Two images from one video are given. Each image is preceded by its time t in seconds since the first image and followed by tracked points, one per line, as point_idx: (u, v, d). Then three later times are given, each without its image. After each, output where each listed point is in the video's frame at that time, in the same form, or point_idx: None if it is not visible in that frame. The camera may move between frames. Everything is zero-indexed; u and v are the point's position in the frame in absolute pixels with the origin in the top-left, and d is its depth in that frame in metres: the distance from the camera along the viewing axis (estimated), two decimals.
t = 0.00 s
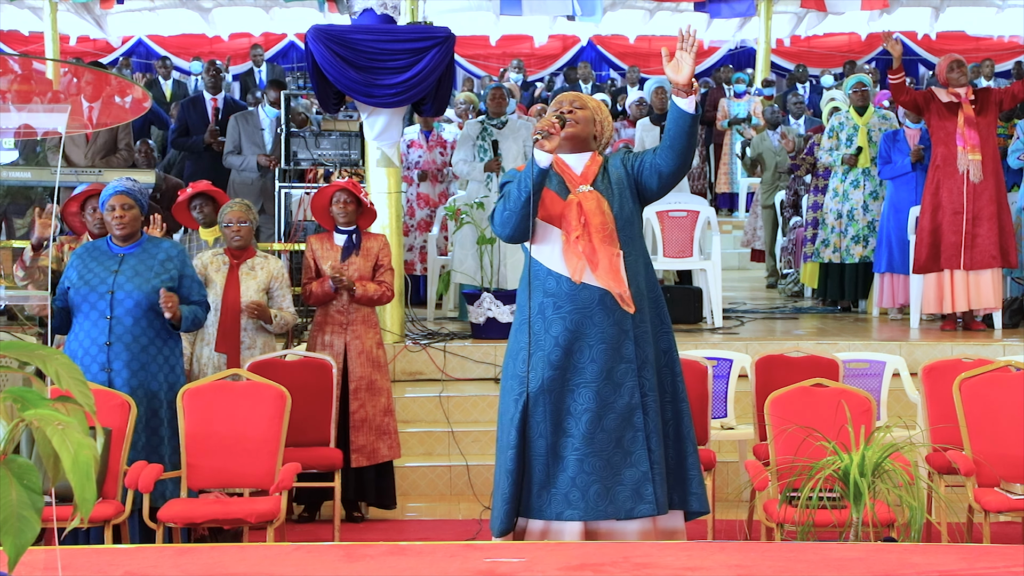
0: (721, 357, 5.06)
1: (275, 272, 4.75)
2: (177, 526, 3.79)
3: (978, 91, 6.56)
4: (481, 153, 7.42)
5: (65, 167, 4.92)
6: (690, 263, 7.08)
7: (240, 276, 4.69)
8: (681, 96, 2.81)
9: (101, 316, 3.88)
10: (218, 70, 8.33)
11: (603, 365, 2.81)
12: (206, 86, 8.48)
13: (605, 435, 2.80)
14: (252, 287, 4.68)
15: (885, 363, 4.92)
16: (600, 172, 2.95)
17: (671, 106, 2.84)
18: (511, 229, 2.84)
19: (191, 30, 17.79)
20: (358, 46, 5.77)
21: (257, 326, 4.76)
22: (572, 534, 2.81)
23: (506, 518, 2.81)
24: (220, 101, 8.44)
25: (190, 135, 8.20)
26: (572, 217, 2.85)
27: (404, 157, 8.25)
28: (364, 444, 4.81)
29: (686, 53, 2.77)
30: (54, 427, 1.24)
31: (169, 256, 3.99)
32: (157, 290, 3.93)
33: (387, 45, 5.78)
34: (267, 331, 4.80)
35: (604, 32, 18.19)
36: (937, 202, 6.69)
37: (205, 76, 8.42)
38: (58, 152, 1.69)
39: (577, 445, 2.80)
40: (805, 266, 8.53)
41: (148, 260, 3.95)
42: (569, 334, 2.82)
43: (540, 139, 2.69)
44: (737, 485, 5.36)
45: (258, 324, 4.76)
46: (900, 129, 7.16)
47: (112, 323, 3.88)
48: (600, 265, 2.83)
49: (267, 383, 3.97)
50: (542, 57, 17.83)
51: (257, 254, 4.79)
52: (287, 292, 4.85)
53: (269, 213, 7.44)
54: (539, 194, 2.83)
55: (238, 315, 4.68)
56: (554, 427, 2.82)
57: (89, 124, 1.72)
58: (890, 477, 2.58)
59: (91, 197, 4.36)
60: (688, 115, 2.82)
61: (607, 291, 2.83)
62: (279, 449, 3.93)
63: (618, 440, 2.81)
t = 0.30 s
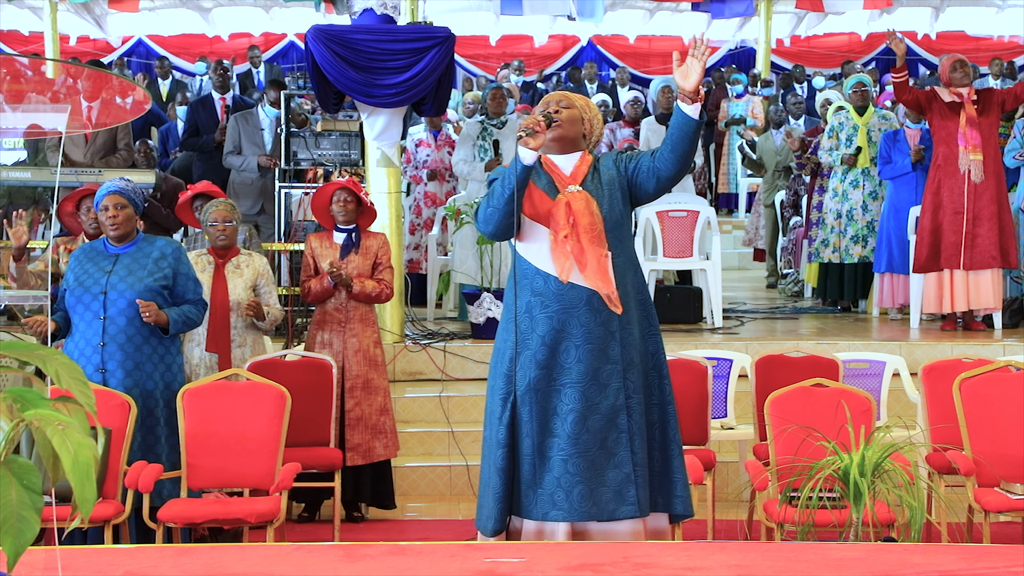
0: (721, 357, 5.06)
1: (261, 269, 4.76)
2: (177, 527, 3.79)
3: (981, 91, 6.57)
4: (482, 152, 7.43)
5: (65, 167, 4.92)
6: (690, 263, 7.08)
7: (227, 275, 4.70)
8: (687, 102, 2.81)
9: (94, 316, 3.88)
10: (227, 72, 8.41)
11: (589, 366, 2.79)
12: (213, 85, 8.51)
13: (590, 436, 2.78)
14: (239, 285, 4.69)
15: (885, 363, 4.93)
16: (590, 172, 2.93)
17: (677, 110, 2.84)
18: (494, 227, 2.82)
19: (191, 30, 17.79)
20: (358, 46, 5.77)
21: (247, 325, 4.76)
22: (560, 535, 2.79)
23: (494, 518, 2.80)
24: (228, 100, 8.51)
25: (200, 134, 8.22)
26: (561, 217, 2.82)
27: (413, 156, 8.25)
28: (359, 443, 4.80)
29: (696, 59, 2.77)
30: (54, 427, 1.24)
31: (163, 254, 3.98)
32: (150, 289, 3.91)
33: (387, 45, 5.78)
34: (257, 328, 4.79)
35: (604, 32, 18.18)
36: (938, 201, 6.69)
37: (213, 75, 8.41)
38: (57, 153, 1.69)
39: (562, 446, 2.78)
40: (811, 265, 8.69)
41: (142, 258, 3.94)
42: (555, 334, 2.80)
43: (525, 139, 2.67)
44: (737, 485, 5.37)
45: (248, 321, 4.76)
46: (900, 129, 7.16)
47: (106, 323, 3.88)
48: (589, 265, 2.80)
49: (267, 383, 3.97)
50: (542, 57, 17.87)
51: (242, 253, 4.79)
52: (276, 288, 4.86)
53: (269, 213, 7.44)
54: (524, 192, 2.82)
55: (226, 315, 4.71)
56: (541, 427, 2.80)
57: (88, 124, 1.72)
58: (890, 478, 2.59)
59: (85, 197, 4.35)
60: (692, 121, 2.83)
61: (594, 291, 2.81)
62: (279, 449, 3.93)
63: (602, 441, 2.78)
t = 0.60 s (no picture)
0: (721, 357, 5.06)
1: (246, 267, 4.79)
2: (178, 527, 3.79)
3: (981, 91, 6.57)
4: (480, 152, 7.45)
5: (66, 167, 4.92)
6: (690, 263, 7.07)
7: (213, 273, 4.71)
8: (699, 108, 2.78)
9: (93, 317, 3.88)
10: (236, 73, 8.44)
11: (574, 362, 2.74)
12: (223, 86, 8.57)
13: (574, 433, 2.72)
14: (227, 283, 4.71)
15: (885, 363, 4.93)
16: (577, 168, 2.88)
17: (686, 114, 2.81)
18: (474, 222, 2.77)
19: (191, 30, 17.78)
20: (358, 46, 5.77)
21: (238, 323, 4.77)
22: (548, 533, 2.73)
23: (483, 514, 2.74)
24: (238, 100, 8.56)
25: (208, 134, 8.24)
26: (547, 212, 2.75)
27: (419, 157, 8.06)
28: (357, 443, 4.80)
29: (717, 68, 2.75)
30: (54, 427, 1.24)
31: (162, 254, 3.98)
32: (149, 289, 3.91)
33: (387, 45, 5.78)
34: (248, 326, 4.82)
35: (604, 32, 18.18)
36: (938, 201, 6.68)
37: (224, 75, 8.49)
38: (57, 152, 1.68)
39: (547, 442, 2.73)
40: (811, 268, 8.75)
41: (141, 258, 3.93)
42: (541, 329, 2.75)
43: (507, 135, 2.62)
44: (737, 485, 5.37)
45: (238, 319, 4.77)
46: (899, 130, 7.17)
47: (105, 324, 3.88)
48: (575, 261, 2.74)
49: (267, 383, 3.97)
50: (542, 57, 17.65)
51: (226, 251, 4.80)
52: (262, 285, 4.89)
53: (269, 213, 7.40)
54: (505, 185, 2.76)
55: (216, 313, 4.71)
56: (527, 423, 2.74)
57: (88, 124, 1.72)
58: (890, 477, 2.59)
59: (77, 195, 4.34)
60: (701, 127, 2.79)
61: (580, 287, 2.75)
62: (279, 449, 3.93)
63: (586, 438, 2.73)
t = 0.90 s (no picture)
0: (721, 357, 5.05)
1: (242, 267, 4.79)
2: (178, 527, 3.78)
3: (981, 92, 6.57)
4: (476, 151, 7.47)
5: (65, 167, 4.93)
6: (690, 263, 7.07)
7: (209, 275, 4.71)
8: (700, 119, 2.78)
9: (97, 317, 3.87)
10: (241, 74, 8.41)
11: (561, 364, 2.71)
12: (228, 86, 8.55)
13: (560, 435, 2.70)
14: (223, 284, 4.72)
15: (885, 363, 4.92)
16: (565, 171, 2.86)
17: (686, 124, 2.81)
18: (463, 222, 2.77)
19: (191, 30, 17.80)
20: (358, 46, 5.77)
21: (234, 322, 4.79)
22: (536, 534, 2.71)
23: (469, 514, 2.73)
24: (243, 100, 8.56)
25: (216, 135, 8.26)
26: (538, 214, 2.74)
27: (423, 157, 7.99)
28: (359, 445, 4.80)
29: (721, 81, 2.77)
30: (54, 427, 1.24)
31: (165, 256, 3.99)
32: (153, 290, 3.92)
33: (387, 45, 5.78)
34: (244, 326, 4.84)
35: (604, 32, 18.17)
36: (937, 201, 6.68)
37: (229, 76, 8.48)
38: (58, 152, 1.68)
39: (533, 443, 2.71)
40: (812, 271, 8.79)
41: (145, 259, 3.95)
42: (528, 332, 2.73)
43: (498, 133, 2.59)
44: (737, 485, 5.37)
45: (235, 319, 4.79)
46: (899, 129, 7.16)
47: (109, 324, 3.87)
48: (565, 264, 2.73)
49: (267, 383, 3.97)
50: (542, 57, 17.67)
51: (220, 252, 4.79)
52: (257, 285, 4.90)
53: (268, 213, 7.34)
54: (492, 184, 2.75)
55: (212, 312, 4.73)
56: (514, 425, 2.72)
57: (88, 124, 1.71)
58: (890, 477, 2.59)
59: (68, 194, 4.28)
60: (700, 137, 2.79)
61: (569, 289, 2.73)
62: (279, 449, 3.93)
63: (571, 441, 2.71)
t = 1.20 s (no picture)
0: (721, 357, 5.05)
1: (245, 268, 4.80)
2: (177, 527, 3.78)
3: (980, 92, 6.56)
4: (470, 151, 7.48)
5: (65, 167, 4.93)
6: (690, 263, 7.07)
7: (211, 275, 4.71)
8: (700, 130, 2.77)
9: (103, 316, 3.88)
10: (243, 75, 8.42)
11: (552, 366, 2.71)
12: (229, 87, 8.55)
13: (551, 437, 2.70)
14: (224, 284, 4.72)
15: (885, 363, 4.92)
16: (557, 172, 2.86)
17: (684, 133, 2.80)
18: (456, 224, 2.75)
19: (191, 29, 17.82)
20: (358, 46, 5.77)
21: (234, 323, 4.79)
22: (527, 535, 2.71)
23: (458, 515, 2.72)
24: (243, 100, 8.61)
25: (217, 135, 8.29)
26: (532, 216, 2.73)
27: (422, 157, 7.99)
28: (357, 446, 4.81)
29: (722, 93, 2.75)
30: (54, 427, 1.24)
31: (170, 257, 4.01)
32: (159, 292, 3.94)
33: (387, 45, 5.78)
34: (244, 327, 4.85)
35: (604, 32, 18.17)
36: (937, 201, 6.68)
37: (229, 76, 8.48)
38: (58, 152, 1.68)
39: (524, 445, 2.71)
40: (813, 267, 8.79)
41: (150, 260, 3.96)
42: (520, 333, 2.73)
43: (490, 133, 2.63)
44: (737, 485, 5.36)
45: (235, 320, 4.79)
46: (899, 129, 7.16)
47: (115, 323, 3.88)
48: (558, 265, 2.72)
49: (268, 383, 3.97)
50: (542, 57, 17.63)
51: (223, 252, 4.80)
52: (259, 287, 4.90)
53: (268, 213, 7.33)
54: (486, 185, 2.76)
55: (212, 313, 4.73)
56: (505, 426, 2.72)
57: (88, 124, 1.71)
58: (890, 478, 2.59)
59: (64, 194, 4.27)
60: (697, 148, 2.78)
61: (561, 292, 2.73)
62: (279, 449, 3.93)
63: (562, 443, 2.70)
